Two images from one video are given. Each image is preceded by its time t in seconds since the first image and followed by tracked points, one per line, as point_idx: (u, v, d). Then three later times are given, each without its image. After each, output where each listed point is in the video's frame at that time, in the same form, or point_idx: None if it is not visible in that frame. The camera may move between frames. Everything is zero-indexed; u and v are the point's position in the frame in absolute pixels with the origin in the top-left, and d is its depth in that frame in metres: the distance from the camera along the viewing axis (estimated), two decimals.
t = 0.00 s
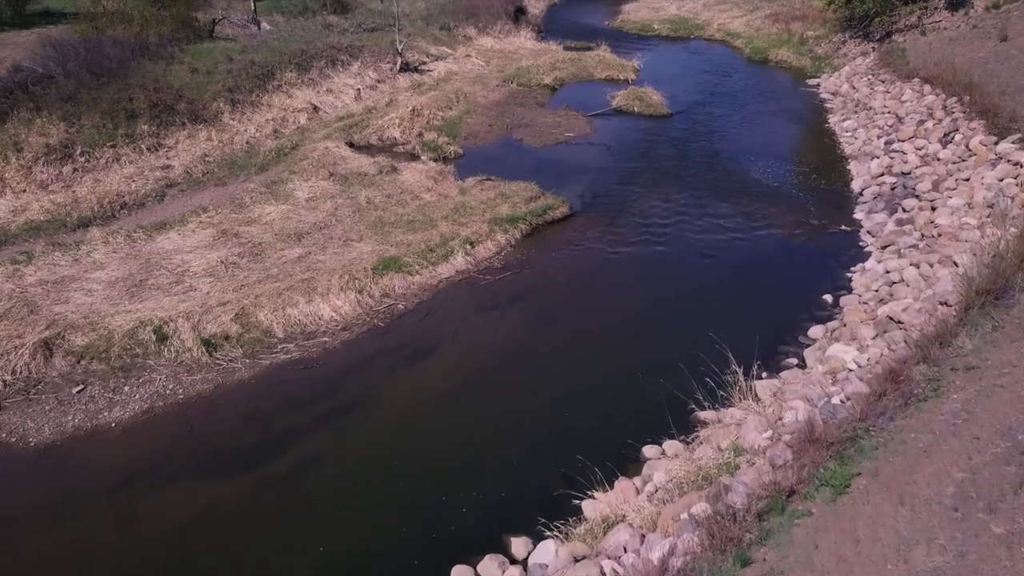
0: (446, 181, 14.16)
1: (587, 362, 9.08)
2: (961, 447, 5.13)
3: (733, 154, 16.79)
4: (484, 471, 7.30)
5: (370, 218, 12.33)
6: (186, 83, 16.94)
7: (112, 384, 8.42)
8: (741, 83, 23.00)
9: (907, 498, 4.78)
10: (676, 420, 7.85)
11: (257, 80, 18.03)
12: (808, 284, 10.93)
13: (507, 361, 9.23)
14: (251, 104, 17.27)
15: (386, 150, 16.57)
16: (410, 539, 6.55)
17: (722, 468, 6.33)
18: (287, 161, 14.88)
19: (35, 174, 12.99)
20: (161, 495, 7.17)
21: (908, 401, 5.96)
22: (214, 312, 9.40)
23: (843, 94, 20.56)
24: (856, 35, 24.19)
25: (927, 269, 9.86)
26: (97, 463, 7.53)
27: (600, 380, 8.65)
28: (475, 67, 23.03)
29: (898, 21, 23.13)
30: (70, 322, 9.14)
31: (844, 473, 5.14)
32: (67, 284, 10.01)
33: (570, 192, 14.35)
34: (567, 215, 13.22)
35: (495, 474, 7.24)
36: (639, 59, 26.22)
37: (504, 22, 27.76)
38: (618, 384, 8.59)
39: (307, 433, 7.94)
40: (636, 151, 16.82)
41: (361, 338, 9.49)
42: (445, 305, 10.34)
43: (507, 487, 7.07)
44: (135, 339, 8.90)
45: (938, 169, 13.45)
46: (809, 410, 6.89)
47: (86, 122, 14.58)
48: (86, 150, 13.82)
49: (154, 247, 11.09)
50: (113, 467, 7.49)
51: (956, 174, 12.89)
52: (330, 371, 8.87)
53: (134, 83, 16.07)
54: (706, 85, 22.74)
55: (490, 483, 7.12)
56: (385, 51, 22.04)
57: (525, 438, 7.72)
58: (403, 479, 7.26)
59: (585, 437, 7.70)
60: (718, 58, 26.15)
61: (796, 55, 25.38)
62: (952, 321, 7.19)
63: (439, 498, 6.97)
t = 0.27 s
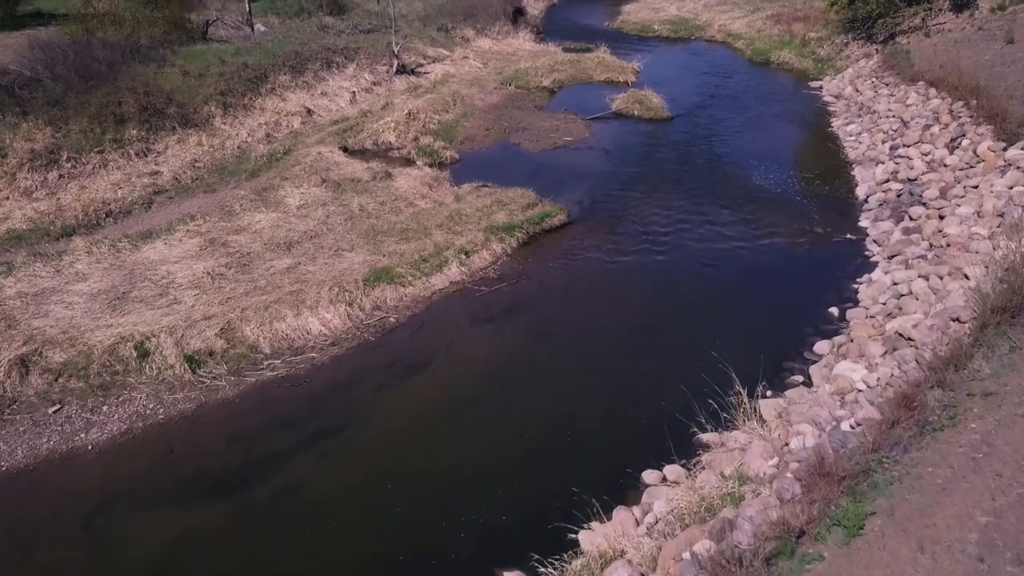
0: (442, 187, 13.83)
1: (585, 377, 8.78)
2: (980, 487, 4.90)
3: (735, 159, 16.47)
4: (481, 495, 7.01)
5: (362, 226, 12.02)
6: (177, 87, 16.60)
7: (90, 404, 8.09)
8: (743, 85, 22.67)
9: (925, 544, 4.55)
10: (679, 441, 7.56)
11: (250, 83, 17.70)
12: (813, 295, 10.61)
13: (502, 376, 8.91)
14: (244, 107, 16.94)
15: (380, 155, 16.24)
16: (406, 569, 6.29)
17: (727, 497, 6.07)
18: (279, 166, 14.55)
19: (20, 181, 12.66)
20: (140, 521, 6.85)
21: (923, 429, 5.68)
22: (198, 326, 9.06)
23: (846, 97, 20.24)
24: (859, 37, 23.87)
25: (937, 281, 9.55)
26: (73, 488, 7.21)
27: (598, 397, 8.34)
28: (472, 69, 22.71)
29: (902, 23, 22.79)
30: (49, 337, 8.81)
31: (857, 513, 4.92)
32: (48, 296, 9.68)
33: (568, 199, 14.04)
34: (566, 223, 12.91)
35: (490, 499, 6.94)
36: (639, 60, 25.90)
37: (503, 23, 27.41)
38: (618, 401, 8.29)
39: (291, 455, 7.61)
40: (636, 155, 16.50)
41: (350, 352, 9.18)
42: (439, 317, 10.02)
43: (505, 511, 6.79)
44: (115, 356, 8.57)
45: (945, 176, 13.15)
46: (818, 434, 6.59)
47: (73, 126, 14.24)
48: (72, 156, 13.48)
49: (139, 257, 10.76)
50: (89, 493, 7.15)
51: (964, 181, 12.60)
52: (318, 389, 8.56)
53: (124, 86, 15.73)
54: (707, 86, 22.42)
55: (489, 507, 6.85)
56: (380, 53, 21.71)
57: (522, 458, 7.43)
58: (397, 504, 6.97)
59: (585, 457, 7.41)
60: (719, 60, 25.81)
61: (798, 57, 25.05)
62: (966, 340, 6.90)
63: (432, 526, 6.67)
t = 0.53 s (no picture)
0: (437, 197, 13.47)
1: (582, 399, 8.41)
2: (1008, 541, 4.57)
3: (737, 166, 16.10)
4: (472, 532, 6.67)
5: (354, 238, 11.65)
6: (167, 93, 16.26)
7: (63, 431, 7.72)
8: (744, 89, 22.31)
9: None
10: (681, 471, 7.18)
11: (242, 88, 17.34)
12: (820, 312, 10.21)
13: (496, 398, 8.55)
14: (235, 113, 16.59)
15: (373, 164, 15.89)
16: None
17: (732, 536, 5.73)
18: (270, 175, 14.20)
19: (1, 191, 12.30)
20: (111, 560, 6.50)
21: (942, 468, 5.34)
22: (179, 347, 8.69)
23: (850, 102, 19.88)
24: (862, 40, 23.51)
25: (948, 297, 9.22)
26: (40, 524, 6.84)
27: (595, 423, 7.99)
28: (470, 73, 22.36)
29: (906, 27, 22.44)
30: (22, 358, 8.45)
31: (875, 565, 4.62)
32: (24, 314, 9.33)
33: (566, 209, 13.67)
34: (563, 234, 12.55)
35: (482, 536, 6.61)
36: (639, 64, 25.55)
37: (501, 26, 27.07)
38: (617, 426, 7.91)
39: (271, 488, 7.26)
40: (635, 162, 16.14)
41: (337, 374, 8.81)
42: (431, 335, 9.64)
43: (498, 550, 6.45)
44: (91, 378, 8.20)
45: (954, 185, 12.79)
46: (828, 467, 6.23)
47: (58, 134, 13.89)
48: (56, 165, 13.12)
49: (121, 271, 10.40)
50: (58, 529, 6.79)
51: (974, 191, 12.24)
52: (302, 413, 8.20)
53: (112, 92, 15.39)
54: (709, 91, 22.05)
55: (481, 545, 6.52)
56: (376, 57, 21.36)
57: (515, 491, 7.06)
58: (384, 540, 6.64)
59: (582, 489, 7.04)
60: (720, 63, 25.45)
61: (800, 60, 24.69)
62: (985, 366, 6.54)
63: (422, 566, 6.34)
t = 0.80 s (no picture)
0: (431, 205, 13.11)
1: (579, 423, 8.06)
2: None
3: (739, 172, 15.75)
4: (463, 567, 6.31)
5: (344, 249, 11.30)
6: (156, 98, 15.91)
7: (33, 458, 7.36)
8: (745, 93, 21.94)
9: None
10: (683, 502, 6.82)
11: (233, 93, 16.98)
12: (826, 327, 9.84)
13: (489, 421, 8.18)
14: (226, 119, 16.23)
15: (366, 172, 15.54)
16: None
17: None
18: (260, 182, 13.84)
19: None
20: None
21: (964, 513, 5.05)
22: (159, 367, 8.32)
23: (854, 107, 19.53)
24: (865, 43, 23.17)
25: (960, 313, 8.88)
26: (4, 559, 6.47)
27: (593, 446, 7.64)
28: (466, 76, 22.01)
29: (910, 30, 22.10)
30: None
31: None
32: None
33: (563, 217, 13.32)
34: (561, 244, 12.19)
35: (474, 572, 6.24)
36: (639, 67, 25.19)
37: (499, 28, 26.71)
38: (615, 452, 7.55)
39: (251, 519, 6.89)
40: (635, 169, 15.79)
41: (323, 395, 8.45)
42: (422, 353, 9.28)
43: None
44: (65, 401, 7.83)
45: (962, 194, 12.45)
46: (839, 503, 5.89)
47: (42, 140, 13.52)
48: (39, 173, 12.76)
49: (101, 285, 10.03)
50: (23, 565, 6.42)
51: (983, 201, 11.90)
52: (285, 438, 7.83)
53: (99, 98, 15.03)
54: (709, 94, 21.70)
55: None
56: (372, 60, 21.01)
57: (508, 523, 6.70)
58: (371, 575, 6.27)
59: (578, 523, 6.68)
60: (720, 66, 25.09)
61: (802, 63, 24.34)
62: (1004, 394, 6.20)
63: None
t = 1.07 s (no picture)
0: (424, 214, 12.73)
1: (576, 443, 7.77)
2: None
3: (740, 178, 15.37)
4: None
5: (333, 260, 10.93)
6: (145, 103, 15.55)
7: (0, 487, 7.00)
8: (746, 95, 21.58)
9: None
10: (685, 534, 6.52)
11: (224, 97, 16.61)
12: (832, 344, 9.47)
13: (481, 445, 7.82)
14: (216, 123, 15.86)
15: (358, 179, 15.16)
16: None
17: None
18: (249, 190, 13.47)
19: None
20: None
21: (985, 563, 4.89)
22: (135, 388, 7.95)
23: (857, 110, 19.15)
24: (869, 45, 22.79)
25: (973, 331, 8.51)
26: None
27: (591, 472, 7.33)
28: (463, 79, 21.64)
29: (914, 31, 21.72)
30: None
31: None
32: None
33: (560, 226, 12.95)
34: (557, 254, 11.82)
35: None
36: (638, 69, 24.83)
37: (496, 30, 26.34)
38: (614, 482, 7.22)
39: (231, 553, 6.55)
40: (634, 175, 15.42)
41: (308, 418, 8.08)
42: (412, 372, 8.92)
43: None
44: (36, 426, 7.47)
45: (971, 203, 12.08)
46: (850, 548, 5.56)
47: (25, 147, 13.16)
48: (20, 181, 12.40)
49: (80, 299, 9.67)
50: None
51: (993, 210, 11.53)
52: (268, 464, 7.48)
53: (85, 103, 14.67)
54: (710, 97, 21.34)
55: None
56: (367, 63, 20.64)
57: (501, 562, 6.35)
58: None
59: (575, 562, 6.32)
60: (721, 68, 24.72)
61: (805, 65, 23.96)
62: None
63: None
